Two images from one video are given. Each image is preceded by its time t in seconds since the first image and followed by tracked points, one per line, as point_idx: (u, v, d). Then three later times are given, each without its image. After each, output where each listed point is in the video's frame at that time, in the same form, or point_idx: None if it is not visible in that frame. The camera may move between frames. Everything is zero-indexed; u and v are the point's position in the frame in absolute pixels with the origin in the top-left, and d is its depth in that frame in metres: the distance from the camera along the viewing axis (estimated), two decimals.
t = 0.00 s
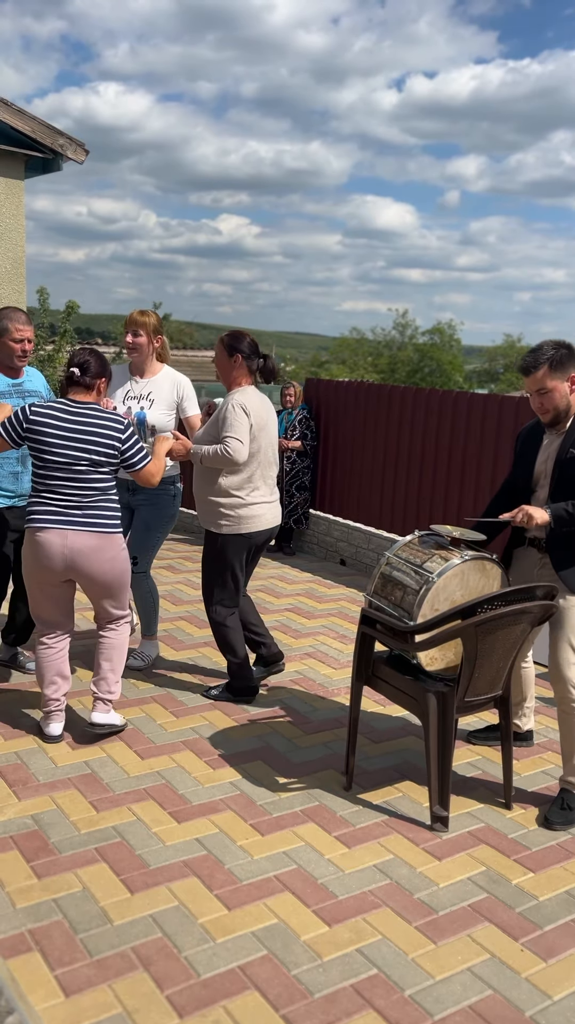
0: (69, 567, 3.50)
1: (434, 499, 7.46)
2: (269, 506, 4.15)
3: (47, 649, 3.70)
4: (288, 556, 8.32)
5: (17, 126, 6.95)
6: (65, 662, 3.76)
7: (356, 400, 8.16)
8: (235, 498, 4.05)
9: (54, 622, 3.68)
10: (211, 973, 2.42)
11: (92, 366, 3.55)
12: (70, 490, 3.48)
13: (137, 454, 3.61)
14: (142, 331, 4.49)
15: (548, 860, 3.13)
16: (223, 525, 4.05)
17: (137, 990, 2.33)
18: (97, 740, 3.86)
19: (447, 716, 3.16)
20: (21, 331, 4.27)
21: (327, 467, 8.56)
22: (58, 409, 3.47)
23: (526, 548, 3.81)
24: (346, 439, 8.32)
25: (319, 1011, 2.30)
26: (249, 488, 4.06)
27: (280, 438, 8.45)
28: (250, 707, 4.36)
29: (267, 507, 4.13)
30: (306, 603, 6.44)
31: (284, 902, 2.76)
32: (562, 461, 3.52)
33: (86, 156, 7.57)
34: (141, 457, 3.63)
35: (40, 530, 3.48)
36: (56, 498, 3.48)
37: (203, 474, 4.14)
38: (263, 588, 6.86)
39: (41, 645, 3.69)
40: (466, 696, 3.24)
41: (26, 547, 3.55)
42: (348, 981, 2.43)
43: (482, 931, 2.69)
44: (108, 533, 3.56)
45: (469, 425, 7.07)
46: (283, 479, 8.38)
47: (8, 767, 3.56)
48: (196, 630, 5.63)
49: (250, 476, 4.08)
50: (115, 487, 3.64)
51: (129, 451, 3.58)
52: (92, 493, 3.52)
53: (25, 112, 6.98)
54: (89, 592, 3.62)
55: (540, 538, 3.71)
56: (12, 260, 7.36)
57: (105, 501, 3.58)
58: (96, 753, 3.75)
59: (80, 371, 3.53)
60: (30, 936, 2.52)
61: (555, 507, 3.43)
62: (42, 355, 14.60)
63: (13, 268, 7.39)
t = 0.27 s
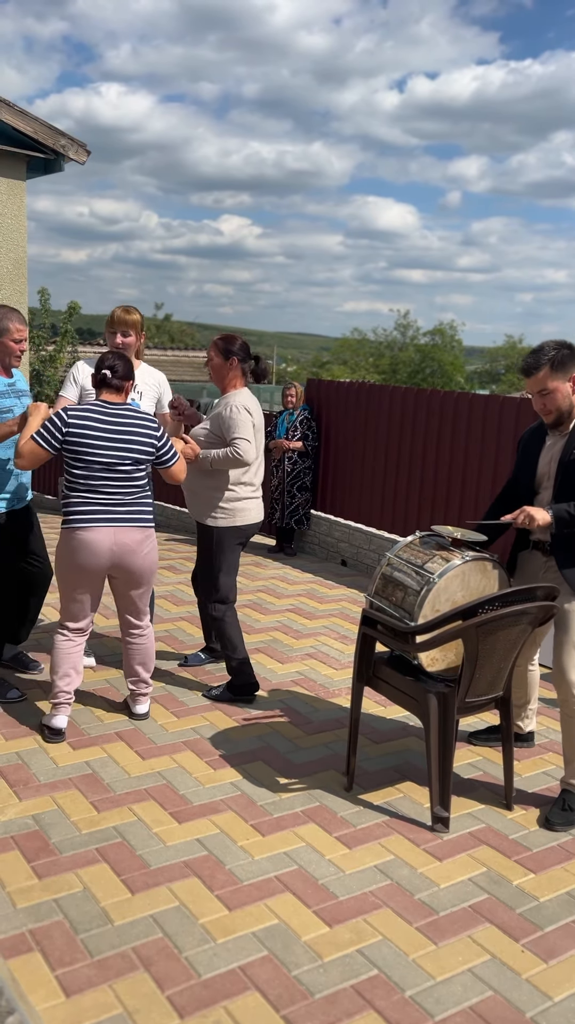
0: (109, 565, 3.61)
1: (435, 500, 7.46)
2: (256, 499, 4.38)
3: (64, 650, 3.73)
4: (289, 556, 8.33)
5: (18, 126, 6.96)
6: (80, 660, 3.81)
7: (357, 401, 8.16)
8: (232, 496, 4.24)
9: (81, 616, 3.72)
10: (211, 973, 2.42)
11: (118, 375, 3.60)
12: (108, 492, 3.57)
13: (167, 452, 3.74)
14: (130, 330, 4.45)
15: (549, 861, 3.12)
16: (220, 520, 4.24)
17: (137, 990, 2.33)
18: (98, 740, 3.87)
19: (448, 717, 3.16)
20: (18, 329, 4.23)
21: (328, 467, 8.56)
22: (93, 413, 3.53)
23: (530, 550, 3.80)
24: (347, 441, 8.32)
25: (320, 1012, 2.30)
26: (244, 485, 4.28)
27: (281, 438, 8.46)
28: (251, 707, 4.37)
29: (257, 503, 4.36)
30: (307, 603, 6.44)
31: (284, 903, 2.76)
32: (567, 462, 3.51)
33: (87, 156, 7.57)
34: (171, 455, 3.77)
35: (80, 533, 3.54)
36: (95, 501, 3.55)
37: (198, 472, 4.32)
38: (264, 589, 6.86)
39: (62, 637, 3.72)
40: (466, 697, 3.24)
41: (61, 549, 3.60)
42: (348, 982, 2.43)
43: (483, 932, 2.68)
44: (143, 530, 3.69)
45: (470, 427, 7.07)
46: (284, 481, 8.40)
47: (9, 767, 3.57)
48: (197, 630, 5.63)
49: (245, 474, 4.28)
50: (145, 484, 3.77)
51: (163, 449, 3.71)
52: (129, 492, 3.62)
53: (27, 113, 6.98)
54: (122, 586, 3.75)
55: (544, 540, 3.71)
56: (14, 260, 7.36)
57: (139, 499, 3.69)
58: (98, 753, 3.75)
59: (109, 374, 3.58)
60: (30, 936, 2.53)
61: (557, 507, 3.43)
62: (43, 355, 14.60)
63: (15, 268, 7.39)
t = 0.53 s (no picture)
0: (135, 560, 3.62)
1: (437, 501, 7.46)
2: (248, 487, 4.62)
3: (98, 637, 3.83)
4: (291, 556, 8.33)
5: (20, 126, 6.96)
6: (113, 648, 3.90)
7: (359, 401, 8.16)
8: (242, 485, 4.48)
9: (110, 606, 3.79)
10: (212, 973, 2.42)
11: (141, 374, 3.60)
12: (135, 487, 3.58)
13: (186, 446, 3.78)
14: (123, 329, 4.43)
15: (550, 862, 3.12)
16: (232, 507, 4.46)
17: (138, 991, 2.33)
18: (99, 740, 3.87)
19: (449, 717, 3.16)
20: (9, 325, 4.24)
21: (330, 467, 8.56)
22: (121, 409, 3.54)
23: (532, 553, 3.80)
24: (349, 441, 8.32)
25: (321, 1012, 2.30)
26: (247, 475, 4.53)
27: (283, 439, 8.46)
28: (252, 707, 4.37)
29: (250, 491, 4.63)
30: (308, 604, 6.43)
31: (285, 903, 2.76)
32: (567, 467, 3.51)
33: (89, 156, 7.57)
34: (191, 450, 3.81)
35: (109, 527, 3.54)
36: (122, 496, 3.56)
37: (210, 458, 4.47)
38: (266, 589, 6.87)
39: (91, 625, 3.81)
40: (468, 698, 3.24)
41: (87, 545, 3.59)
42: (349, 983, 2.43)
43: (484, 933, 2.68)
44: (165, 525, 3.72)
45: (472, 427, 7.06)
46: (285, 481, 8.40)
47: (10, 767, 3.57)
48: (199, 630, 5.63)
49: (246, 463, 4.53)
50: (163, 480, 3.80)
51: (183, 444, 3.76)
52: (151, 486, 3.65)
53: (29, 113, 6.99)
54: (144, 582, 3.77)
55: (545, 543, 3.70)
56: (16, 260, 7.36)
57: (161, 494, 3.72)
58: (99, 753, 3.75)
59: (132, 371, 3.59)
60: (31, 936, 2.53)
61: (557, 512, 3.44)
62: (45, 355, 14.60)
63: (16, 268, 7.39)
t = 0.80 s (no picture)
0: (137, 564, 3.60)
1: (438, 501, 7.46)
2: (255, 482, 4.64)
3: (104, 646, 3.72)
4: (292, 556, 8.33)
5: (22, 126, 6.96)
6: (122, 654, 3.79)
7: (360, 401, 8.15)
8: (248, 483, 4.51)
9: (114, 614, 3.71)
10: (213, 974, 2.42)
11: (144, 379, 3.58)
12: (133, 491, 3.56)
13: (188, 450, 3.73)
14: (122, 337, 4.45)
15: (552, 863, 3.12)
16: (243, 507, 4.48)
17: (139, 991, 2.33)
18: (100, 740, 3.87)
19: (451, 718, 3.16)
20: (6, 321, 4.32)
21: (331, 467, 8.56)
22: (119, 412, 3.52)
23: (533, 551, 3.79)
24: (351, 441, 8.31)
25: (322, 1013, 2.30)
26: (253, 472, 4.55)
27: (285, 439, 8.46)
28: (253, 708, 4.37)
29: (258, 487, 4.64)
30: (310, 604, 6.44)
31: (286, 904, 2.76)
32: (568, 461, 3.51)
33: (91, 156, 7.57)
34: (193, 453, 3.76)
35: (109, 532, 3.52)
36: (122, 500, 3.55)
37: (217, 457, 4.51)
38: (267, 589, 6.87)
39: (96, 634, 3.72)
40: (469, 699, 3.24)
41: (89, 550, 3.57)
42: (350, 983, 2.42)
43: (486, 934, 2.68)
44: (168, 529, 3.70)
45: (473, 428, 7.06)
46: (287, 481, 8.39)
47: (11, 767, 3.57)
48: (200, 630, 5.63)
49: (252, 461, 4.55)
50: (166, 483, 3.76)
51: (184, 447, 3.70)
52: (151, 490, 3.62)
53: (31, 112, 6.99)
54: (147, 587, 3.75)
55: (547, 538, 3.70)
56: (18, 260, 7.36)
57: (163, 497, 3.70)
58: (101, 753, 3.75)
59: (135, 375, 3.56)
60: (32, 936, 2.53)
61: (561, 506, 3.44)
62: (47, 355, 14.61)
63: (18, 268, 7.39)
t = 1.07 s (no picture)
0: (131, 568, 3.58)
1: (440, 501, 7.45)
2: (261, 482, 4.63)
3: (101, 659, 3.68)
4: (293, 556, 8.33)
5: (24, 126, 6.97)
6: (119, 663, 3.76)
7: (361, 401, 8.15)
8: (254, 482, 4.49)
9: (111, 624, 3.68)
10: (214, 974, 2.42)
11: (141, 381, 3.58)
12: (126, 491, 3.55)
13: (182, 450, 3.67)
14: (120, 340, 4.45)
15: (553, 863, 3.12)
16: (249, 507, 4.47)
17: (139, 991, 2.33)
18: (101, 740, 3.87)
19: (452, 718, 3.16)
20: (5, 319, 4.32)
21: (332, 467, 8.56)
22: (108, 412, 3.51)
23: (530, 551, 3.78)
24: (352, 441, 8.31)
25: (322, 1013, 2.30)
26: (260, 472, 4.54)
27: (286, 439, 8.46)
28: (254, 707, 4.36)
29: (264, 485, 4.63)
30: (311, 604, 6.43)
31: (287, 904, 2.76)
32: (561, 460, 3.51)
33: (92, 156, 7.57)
34: (186, 453, 3.68)
35: (101, 536, 3.52)
36: (114, 501, 3.54)
37: (216, 457, 4.52)
38: (269, 589, 6.87)
39: (94, 646, 3.68)
40: (471, 699, 3.23)
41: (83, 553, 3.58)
42: (351, 984, 2.42)
43: (487, 934, 2.68)
44: (164, 531, 3.67)
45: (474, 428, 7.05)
46: (288, 481, 8.38)
47: (12, 766, 3.57)
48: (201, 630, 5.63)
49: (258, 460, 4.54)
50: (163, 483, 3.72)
51: (176, 448, 3.64)
52: (146, 491, 3.61)
53: (33, 112, 6.99)
54: (144, 590, 3.73)
55: (544, 538, 3.69)
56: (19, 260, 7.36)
57: (160, 498, 3.68)
58: (102, 753, 3.75)
59: (130, 377, 3.56)
60: (33, 936, 2.53)
61: (560, 504, 3.43)
62: (49, 355, 14.62)
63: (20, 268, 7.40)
